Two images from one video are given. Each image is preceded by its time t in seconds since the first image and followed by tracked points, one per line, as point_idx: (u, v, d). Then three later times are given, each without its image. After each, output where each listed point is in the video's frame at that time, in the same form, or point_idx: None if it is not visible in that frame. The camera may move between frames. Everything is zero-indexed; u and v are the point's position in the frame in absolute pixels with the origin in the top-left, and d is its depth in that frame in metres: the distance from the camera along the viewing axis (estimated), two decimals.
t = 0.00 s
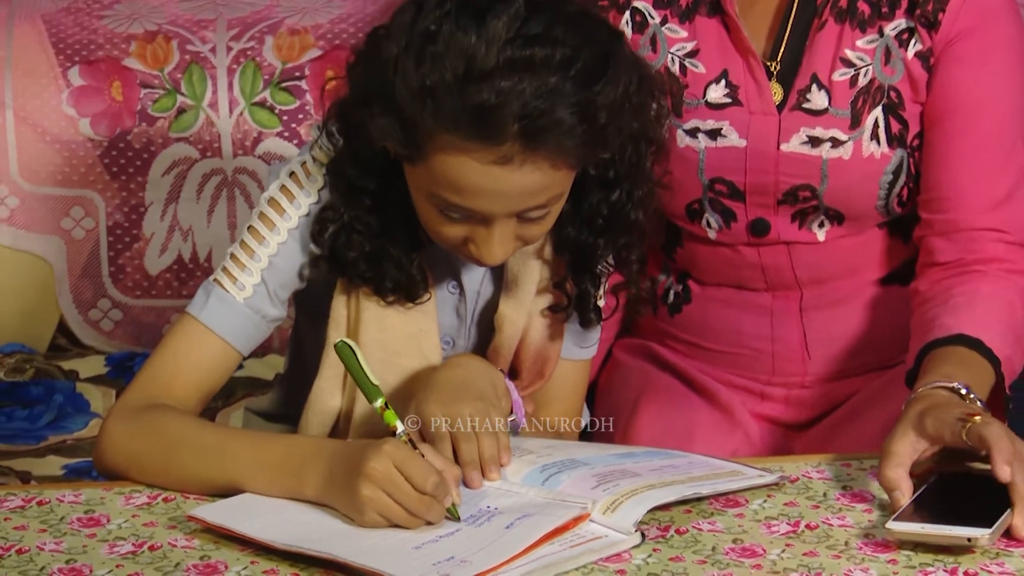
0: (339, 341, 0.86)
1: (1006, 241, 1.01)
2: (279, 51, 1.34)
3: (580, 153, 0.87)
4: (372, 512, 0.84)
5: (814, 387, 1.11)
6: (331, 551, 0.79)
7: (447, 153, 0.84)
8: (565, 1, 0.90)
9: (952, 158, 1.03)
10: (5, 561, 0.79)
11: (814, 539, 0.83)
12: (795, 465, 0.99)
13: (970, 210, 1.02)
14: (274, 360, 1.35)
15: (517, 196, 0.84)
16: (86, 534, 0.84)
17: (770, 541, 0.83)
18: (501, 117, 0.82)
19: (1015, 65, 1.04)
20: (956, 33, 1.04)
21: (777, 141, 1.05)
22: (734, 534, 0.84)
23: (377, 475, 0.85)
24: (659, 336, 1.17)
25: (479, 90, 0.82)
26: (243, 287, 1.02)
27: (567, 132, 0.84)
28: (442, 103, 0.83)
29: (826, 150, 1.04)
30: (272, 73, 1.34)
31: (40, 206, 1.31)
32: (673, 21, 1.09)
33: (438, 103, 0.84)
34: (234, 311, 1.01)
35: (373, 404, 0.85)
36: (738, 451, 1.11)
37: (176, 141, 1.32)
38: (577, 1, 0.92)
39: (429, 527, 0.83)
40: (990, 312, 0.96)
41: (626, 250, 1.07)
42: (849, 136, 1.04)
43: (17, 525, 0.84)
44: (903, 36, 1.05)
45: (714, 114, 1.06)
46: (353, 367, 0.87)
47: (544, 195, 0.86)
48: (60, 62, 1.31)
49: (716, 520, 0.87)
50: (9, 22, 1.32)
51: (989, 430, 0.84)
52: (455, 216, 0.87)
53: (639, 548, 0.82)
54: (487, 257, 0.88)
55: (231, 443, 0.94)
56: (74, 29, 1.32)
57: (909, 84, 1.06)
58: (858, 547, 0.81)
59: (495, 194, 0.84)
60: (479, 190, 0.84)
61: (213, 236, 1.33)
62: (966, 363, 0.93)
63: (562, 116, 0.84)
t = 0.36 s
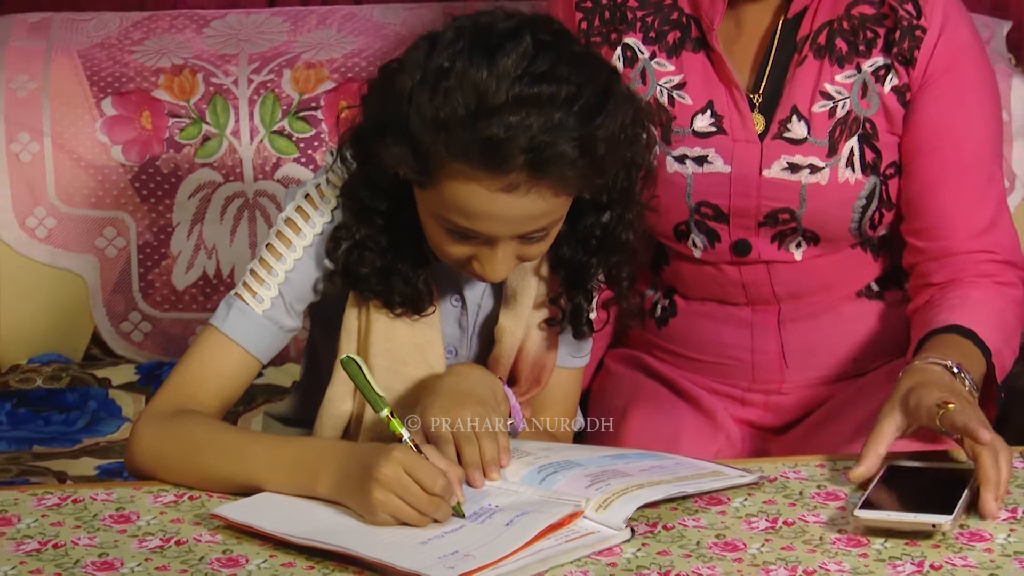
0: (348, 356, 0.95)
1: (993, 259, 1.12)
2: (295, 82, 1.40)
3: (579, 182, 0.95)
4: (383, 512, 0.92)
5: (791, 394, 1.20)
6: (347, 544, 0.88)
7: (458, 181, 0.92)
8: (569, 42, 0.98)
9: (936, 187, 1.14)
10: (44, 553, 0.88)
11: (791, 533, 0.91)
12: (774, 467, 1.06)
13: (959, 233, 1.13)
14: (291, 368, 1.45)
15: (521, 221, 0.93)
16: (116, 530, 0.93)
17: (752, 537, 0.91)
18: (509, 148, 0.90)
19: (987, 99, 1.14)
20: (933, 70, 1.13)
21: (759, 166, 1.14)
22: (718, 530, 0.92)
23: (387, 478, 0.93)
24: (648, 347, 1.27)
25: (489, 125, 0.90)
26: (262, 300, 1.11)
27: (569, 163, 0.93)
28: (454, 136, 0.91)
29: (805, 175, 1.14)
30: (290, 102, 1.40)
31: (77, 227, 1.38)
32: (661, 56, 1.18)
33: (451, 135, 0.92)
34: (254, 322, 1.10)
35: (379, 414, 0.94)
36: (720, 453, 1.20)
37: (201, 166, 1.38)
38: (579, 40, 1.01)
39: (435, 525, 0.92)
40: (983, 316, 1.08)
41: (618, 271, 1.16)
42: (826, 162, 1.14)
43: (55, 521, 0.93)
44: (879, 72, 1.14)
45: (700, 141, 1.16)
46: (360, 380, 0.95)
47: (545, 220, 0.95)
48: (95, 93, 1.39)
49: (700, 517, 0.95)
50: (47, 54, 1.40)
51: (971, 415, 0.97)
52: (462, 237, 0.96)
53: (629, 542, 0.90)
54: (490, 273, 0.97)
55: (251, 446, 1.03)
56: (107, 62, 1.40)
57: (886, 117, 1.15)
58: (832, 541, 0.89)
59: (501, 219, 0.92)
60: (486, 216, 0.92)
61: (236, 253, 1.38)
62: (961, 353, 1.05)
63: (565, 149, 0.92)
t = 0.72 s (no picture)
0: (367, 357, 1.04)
1: (959, 277, 1.25)
2: (313, 111, 1.46)
3: (569, 197, 1.05)
4: (393, 506, 1.01)
5: (769, 397, 1.30)
6: (357, 535, 0.97)
7: (456, 199, 1.02)
8: (559, 70, 1.08)
9: (910, 212, 1.26)
10: (82, 544, 0.98)
11: (768, 527, 1.00)
12: (753, 464, 1.14)
13: (930, 254, 1.25)
14: (310, 374, 1.55)
15: (516, 234, 1.03)
16: (149, 523, 1.03)
17: (733, 528, 1.00)
18: (504, 167, 1.00)
19: (955, 131, 1.26)
20: (907, 105, 1.24)
21: (743, 190, 1.24)
22: (702, 522, 1.01)
23: (398, 474, 1.02)
24: (638, 354, 1.37)
25: (485, 146, 1.00)
26: (282, 309, 1.21)
27: (560, 180, 1.02)
28: (453, 154, 1.01)
29: (785, 200, 1.24)
30: (308, 130, 1.45)
31: (114, 245, 1.45)
32: (652, 89, 1.28)
33: (451, 156, 1.02)
34: (275, 329, 1.20)
35: (394, 409, 1.04)
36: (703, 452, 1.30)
37: (226, 189, 1.44)
38: (568, 69, 1.11)
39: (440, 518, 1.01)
40: (952, 325, 1.21)
41: (607, 282, 1.27)
42: (804, 187, 1.25)
43: (92, 514, 1.03)
44: (856, 104, 1.25)
45: (688, 167, 1.26)
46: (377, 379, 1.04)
47: (536, 235, 1.05)
48: (131, 121, 1.45)
49: (685, 511, 1.04)
50: (86, 87, 1.46)
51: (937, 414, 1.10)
52: (464, 250, 1.06)
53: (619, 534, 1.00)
54: (488, 282, 1.08)
55: (274, 444, 1.12)
56: (142, 95, 1.46)
57: (860, 146, 1.26)
58: (807, 532, 0.99)
59: (497, 232, 1.03)
60: (483, 230, 1.03)
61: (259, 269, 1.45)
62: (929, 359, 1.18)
63: (555, 167, 1.02)
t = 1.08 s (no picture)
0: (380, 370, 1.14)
1: (923, 300, 1.36)
2: (329, 142, 1.57)
3: (573, 215, 1.16)
4: (403, 507, 1.10)
5: (749, 406, 1.41)
6: (372, 535, 1.06)
7: (476, 221, 1.12)
8: (558, 100, 1.20)
9: (879, 240, 1.37)
10: (115, 541, 1.08)
11: (747, 523, 1.10)
12: (732, 468, 1.24)
13: (896, 279, 1.36)
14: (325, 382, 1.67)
15: (526, 252, 1.13)
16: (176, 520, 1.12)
17: (714, 526, 1.10)
18: (518, 191, 1.10)
19: (921, 165, 1.38)
20: (877, 141, 1.36)
21: (726, 219, 1.36)
22: (685, 521, 1.11)
23: (406, 477, 1.11)
24: (628, 366, 1.48)
25: (499, 171, 1.11)
26: (298, 323, 1.31)
27: (567, 200, 1.13)
28: (470, 181, 1.12)
29: (764, 227, 1.36)
30: (325, 159, 1.57)
31: (145, 264, 1.56)
32: (642, 124, 1.40)
33: (468, 183, 1.12)
34: (293, 342, 1.30)
35: (404, 417, 1.13)
36: (686, 455, 1.41)
37: (249, 214, 1.56)
38: (565, 99, 1.22)
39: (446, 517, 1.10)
40: (912, 350, 1.31)
41: (602, 299, 1.38)
42: (782, 216, 1.36)
43: (124, 513, 1.13)
44: (831, 140, 1.36)
45: (675, 197, 1.37)
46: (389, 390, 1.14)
47: (547, 250, 1.15)
48: (161, 151, 1.56)
49: (670, 510, 1.14)
50: (121, 119, 1.58)
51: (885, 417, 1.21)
52: (477, 269, 1.17)
53: (610, 531, 1.10)
54: (499, 297, 1.18)
55: (291, 448, 1.21)
56: (172, 126, 1.58)
57: (833, 179, 1.37)
58: (782, 530, 1.09)
59: (511, 251, 1.13)
60: (498, 249, 1.13)
61: (279, 285, 1.56)
62: (888, 382, 1.28)
63: (563, 188, 1.13)
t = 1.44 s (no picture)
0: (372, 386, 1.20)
1: (898, 316, 1.45)
2: (341, 167, 1.67)
3: (566, 229, 1.24)
4: (401, 511, 1.16)
5: (734, 414, 1.50)
6: (381, 536, 1.12)
7: (472, 233, 1.21)
8: (550, 124, 1.30)
9: (856, 259, 1.46)
10: (139, 541, 1.13)
11: (733, 526, 1.17)
12: (719, 473, 1.31)
13: (873, 296, 1.45)
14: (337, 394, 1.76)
15: (523, 263, 1.21)
16: (197, 523, 1.18)
17: (703, 528, 1.17)
18: (511, 203, 1.19)
19: (895, 189, 1.47)
20: (853, 167, 1.45)
21: (713, 239, 1.45)
22: (675, 523, 1.17)
23: (403, 482, 1.17)
24: (621, 377, 1.58)
25: (493, 185, 1.20)
26: (311, 336, 1.40)
27: (558, 213, 1.22)
28: (466, 196, 1.21)
29: (749, 247, 1.45)
30: (337, 184, 1.67)
31: (169, 282, 1.66)
32: (634, 151, 1.49)
33: (465, 197, 1.21)
34: (306, 354, 1.39)
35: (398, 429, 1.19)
36: (676, 461, 1.50)
37: (268, 234, 1.66)
38: (559, 124, 1.32)
39: (443, 518, 1.16)
40: (888, 365, 1.40)
41: (595, 316, 1.48)
42: (766, 236, 1.45)
43: (148, 515, 1.18)
44: (810, 166, 1.45)
45: (665, 219, 1.46)
46: (381, 404, 1.21)
47: (541, 262, 1.23)
48: (184, 176, 1.66)
49: (661, 513, 1.20)
50: (146, 146, 1.69)
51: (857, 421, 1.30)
52: (476, 282, 1.24)
53: (604, 532, 1.16)
54: (499, 311, 1.25)
55: (299, 456, 1.27)
56: (194, 153, 1.68)
57: (813, 202, 1.47)
58: (767, 532, 1.15)
59: (507, 262, 1.21)
60: (495, 260, 1.21)
61: (294, 301, 1.66)
62: (869, 398, 1.36)
63: (553, 202, 1.21)
